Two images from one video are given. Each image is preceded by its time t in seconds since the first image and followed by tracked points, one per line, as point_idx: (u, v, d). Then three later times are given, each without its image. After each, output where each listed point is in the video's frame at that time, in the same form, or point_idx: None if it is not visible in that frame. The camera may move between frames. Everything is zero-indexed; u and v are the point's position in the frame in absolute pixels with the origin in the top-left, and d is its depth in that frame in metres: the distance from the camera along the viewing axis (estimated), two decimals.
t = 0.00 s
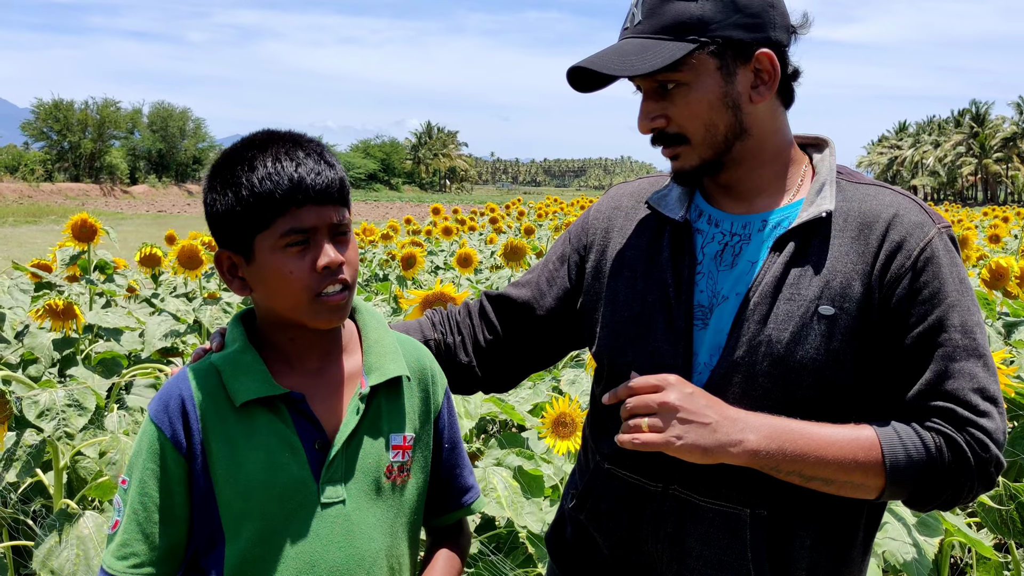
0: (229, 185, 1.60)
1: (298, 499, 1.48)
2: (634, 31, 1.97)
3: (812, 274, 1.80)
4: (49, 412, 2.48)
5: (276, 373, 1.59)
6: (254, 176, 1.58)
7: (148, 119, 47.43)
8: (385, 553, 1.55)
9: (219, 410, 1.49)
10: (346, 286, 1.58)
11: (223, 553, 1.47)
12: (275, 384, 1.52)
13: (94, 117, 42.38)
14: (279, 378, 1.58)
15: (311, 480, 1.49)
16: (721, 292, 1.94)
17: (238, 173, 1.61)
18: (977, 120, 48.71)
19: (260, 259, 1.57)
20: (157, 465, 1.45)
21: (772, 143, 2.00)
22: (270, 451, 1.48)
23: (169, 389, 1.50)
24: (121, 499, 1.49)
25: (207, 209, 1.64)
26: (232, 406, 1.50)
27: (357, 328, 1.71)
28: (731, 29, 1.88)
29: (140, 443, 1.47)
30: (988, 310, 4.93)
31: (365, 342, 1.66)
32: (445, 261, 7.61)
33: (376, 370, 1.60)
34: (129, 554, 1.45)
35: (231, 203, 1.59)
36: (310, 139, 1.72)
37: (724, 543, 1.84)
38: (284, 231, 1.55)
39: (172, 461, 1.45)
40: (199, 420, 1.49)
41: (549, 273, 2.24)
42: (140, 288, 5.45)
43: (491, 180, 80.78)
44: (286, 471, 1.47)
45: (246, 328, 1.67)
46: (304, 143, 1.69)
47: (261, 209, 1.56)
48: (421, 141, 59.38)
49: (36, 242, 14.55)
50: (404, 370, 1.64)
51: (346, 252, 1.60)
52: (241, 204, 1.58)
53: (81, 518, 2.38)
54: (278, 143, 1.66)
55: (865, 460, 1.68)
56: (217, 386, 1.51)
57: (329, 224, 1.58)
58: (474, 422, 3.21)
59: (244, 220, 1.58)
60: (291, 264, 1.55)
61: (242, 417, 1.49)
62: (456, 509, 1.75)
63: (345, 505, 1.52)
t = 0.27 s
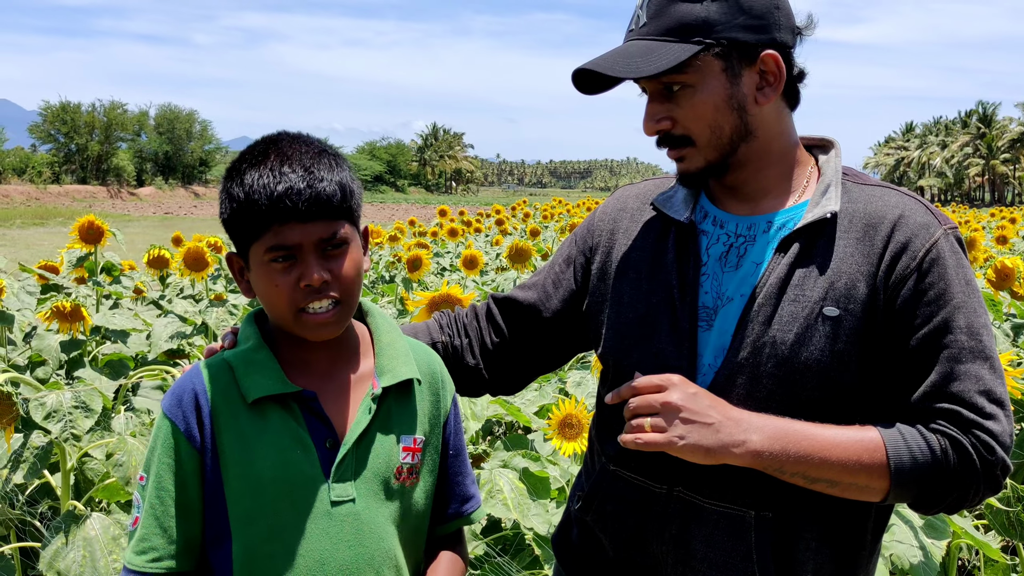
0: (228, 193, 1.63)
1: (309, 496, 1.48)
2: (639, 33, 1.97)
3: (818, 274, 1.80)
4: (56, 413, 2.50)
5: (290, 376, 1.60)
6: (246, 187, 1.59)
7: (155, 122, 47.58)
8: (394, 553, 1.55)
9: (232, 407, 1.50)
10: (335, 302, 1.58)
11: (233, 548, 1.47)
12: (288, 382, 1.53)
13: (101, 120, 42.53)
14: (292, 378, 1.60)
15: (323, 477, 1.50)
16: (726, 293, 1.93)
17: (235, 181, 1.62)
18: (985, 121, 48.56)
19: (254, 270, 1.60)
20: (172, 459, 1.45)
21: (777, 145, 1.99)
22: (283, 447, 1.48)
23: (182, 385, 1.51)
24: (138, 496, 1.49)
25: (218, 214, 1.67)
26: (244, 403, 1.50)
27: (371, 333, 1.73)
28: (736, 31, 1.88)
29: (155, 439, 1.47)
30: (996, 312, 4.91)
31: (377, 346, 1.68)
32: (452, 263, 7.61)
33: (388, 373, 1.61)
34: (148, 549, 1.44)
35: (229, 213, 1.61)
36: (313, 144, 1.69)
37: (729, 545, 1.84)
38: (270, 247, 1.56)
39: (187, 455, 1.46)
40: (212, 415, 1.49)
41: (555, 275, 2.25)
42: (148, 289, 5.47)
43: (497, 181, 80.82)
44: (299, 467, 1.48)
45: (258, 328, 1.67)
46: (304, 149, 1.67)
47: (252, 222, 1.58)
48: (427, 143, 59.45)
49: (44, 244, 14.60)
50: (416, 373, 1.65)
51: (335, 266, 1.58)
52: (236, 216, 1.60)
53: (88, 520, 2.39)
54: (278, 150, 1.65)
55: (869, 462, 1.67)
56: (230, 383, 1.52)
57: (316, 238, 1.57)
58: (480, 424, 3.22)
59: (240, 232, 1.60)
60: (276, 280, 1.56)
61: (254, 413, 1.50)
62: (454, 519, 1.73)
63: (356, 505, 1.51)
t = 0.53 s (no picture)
0: (232, 190, 1.63)
1: (312, 497, 1.48)
2: (642, 33, 1.97)
3: (820, 274, 1.80)
4: (58, 414, 2.49)
5: (295, 377, 1.60)
6: (249, 183, 1.60)
7: (157, 123, 47.63)
8: (397, 554, 1.54)
9: (235, 407, 1.50)
10: (339, 293, 1.57)
11: (235, 548, 1.47)
12: (292, 383, 1.53)
13: (103, 121, 42.57)
14: (296, 379, 1.59)
15: (325, 479, 1.49)
16: (729, 294, 1.93)
17: (239, 179, 1.63)
18: (987, 121, 48.51)
19: (259, 265, 1.60)
20: (171, 460, 1.45)
21: (781, 144, 1.99)
22: (285, 448, 1.48)
23: (185, 385, 1.51)
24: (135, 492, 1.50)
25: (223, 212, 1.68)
26: (249, 404, 1.50)
27: (376, 332, 1.73)
28: (740, 30, 1.87)
29: (155, 438, 1.47)
30: (998, 312, 4.91)
31: (382, 347, 1.67)
32: (454, 263, 7.62)
33: (392, 374, 1.61)
34: (139, 547, 1.45)
35: (234, 208, 1.62)
36: (317, 141, 1.70)
37: (731, 545, 1.84)
38: (275, 238, 1.56)
39: (186, 456, 1.46)
40: (215, 415, 1.49)
41: (558, 275, 2.25)
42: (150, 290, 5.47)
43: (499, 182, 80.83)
44: (300, 469, 1.48)
45: (264, 328, 1.68)
46: (308, 146, 1.67)
47: (255, 216, 1.58)
48: (429, 144, 59.47)
49: (46, 245, 14.61)
50: (421, 374, 1.65)
51: (340, 257, 1.58)
52: (241, 210, 1.61)
53: (91, 520, 2.39)
54: (282, 147, 1.66)
55: (872, 463, 1.67)
56: (234, 383, 1.52)
57: (321, 229, 1.57)
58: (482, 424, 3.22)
59: (244, 227, 1.61)
60: (281, 271, 1.56)
61: (256, 414, 1.50)
62: (462, 519, 1.73)
63: (359, 506, 1.51)
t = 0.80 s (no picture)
0: (239, 184, 1.62)
1: (315, 495, 1.48)
2: (646, 31, 1.97)
3: (823, 274, 1.80)
4: (59, 412, 2.48)
5: (296, 373, 1.60)
6: (259, 175, 1.59)
7: (157, 121, 47.63)
8: (399, 553, 1.54)
9: (238, 405, 1.49)
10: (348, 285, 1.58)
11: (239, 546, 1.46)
12: (295, 381, 1.53)
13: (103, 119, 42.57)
14: (298, 376, 1.59)
15: (328, 477, 1.49)
16: (731, 293, 1.93)
17: (246, 172, 1.62)
18: (987, 120, 48.50)
19: (266, 258, 1.58)
20: (175, 457, 1.45)
21: (784, 143, 1.99)
22: (288, 445, 1.48)
23: (187, 382, 1.50)
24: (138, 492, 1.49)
25: (224, 208, 1.67)
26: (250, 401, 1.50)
27: (377, 331, 1.73)
28: (744, 29, 1.87)
29: (158, 436, 1.47)
30: (998, 311, 4.91)
31: (383, 345, 1.67)
32: (454, 262, 7.62)
33: (395, 373, 1.61)
34: (146, 546, 1.45)
35: (239, 202, 1.61)
36: (320, 136, 1.71)
37: (733, 544, 1.84)
38: (285, 230, 1.56)
39: (190, 453, 1.46)
40: (218, 413, 1.48)
41: (560, 273, 2.24)
42: (150, 288, 5.47)
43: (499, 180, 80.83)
44: (304, 466, 1.48)
45: (266, 326, 1.67)
46: (312, 140, 1.68)
47: (264, 208, 1.57)
48: (429, 142, 59.47)
49: (47, 242, 14.64)
50: (422, 372, 1.65)
51: (349, 249, 1.59)
52: (247, 203, 1.60)
53: (91, 518, 2.39)
54: (286, 142, 1.66)
55: (873, 462, 1.67)
56: (236, 381, 1.52)
57: (331, 221, 1.58)
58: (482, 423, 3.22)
59: (250, 220, 1.60)
60: (292, 262, 1.55)
61: (259, 412, 1.50)
62: (465, 514, 1.73)
63: (360, 504, 1.51)
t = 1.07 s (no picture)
0: (246, 181, 1.61)
1: (316, 490, 1.48)
2: (647, 30, 1.97)
3: (824, 273, 1.80)
4: (59, 411, 2.49)
5: (296, 368, 1.59)
6: (269, 173, 1.59)
7: (157, 120, 47.62)
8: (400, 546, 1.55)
9: (240, 399, 1.49)
10: (356, 285, 1.58)
11: (241, 539, 1.46)
12: (296, 376, 1.53)
13: (103, 118, 42.56)
14: (298, 369, 1.59)
15: (330, 471, 1.50)
16: (731, 290, 1.93)
17: (255, 169, 1.61)
18: (988, 118, 48.48)
19: (274, 254, 1.58)
20: (181, 449, 1.44)
21: (785, 141, 1.99)
22: (290, 439, 1.48)
23: (188, 377, 1.50)
24: (139, 490, 1.46)
25: (227, 204, 1.65)
26: (251, 395, 1.50)
27: (374, 328, 1.73)
28: (745, 28, 1.87)
29: (161, 430, 1.45)
30: (998, 309, 4.91)
31: (381, 342, 1.67)
32: (454, 260, 7.62)
33: (393, 367, 1.61)
34: (153, 541, 1.41)
35: (247, 199, 1.60)
36: (327, 137, 1.72)
37: (733, 543, 1.84)
38: (297, 227, 1.56)
39: (197, 444, 1.45)
40: (221, 406, 1.48)
41: (560, 271, 2.24)
42: (149, 287, 5.47)
43: (499, 179, 80.82)
44: (306, 460, 1.48)
45: (265, 323, 1.67)
46: (320, 140, 1.69)
47: (275, 205, 1.57)
48: (428, 141, 59.46)
49: (47, 241, 14.65)
50: (421, 368, 1.65)
51: (359, 249, 1.60)
52: (255, 199, 1.59)
53: (91, 517, 2.39)
54: (294, 140, 1.66)
55: (873, 460, 1.67)
56: (237, 375, 1.52)
57: (343, 221, 1.58)
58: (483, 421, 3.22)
59: (259, 217, 1.59)
60: (302, 260, 1.55)
61: (261, 407, 1.49)
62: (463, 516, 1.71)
63: (360, 499, 1.51)
